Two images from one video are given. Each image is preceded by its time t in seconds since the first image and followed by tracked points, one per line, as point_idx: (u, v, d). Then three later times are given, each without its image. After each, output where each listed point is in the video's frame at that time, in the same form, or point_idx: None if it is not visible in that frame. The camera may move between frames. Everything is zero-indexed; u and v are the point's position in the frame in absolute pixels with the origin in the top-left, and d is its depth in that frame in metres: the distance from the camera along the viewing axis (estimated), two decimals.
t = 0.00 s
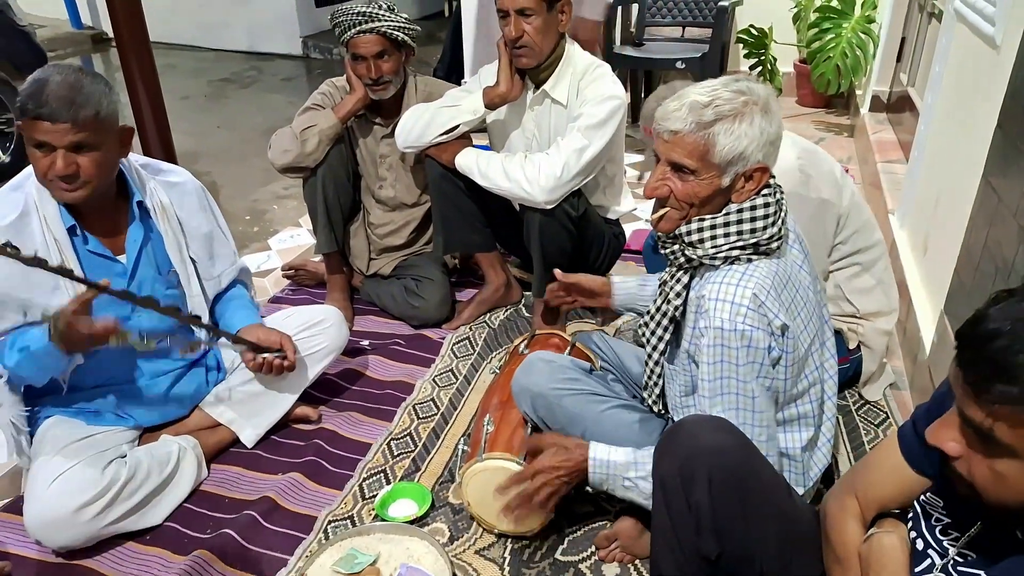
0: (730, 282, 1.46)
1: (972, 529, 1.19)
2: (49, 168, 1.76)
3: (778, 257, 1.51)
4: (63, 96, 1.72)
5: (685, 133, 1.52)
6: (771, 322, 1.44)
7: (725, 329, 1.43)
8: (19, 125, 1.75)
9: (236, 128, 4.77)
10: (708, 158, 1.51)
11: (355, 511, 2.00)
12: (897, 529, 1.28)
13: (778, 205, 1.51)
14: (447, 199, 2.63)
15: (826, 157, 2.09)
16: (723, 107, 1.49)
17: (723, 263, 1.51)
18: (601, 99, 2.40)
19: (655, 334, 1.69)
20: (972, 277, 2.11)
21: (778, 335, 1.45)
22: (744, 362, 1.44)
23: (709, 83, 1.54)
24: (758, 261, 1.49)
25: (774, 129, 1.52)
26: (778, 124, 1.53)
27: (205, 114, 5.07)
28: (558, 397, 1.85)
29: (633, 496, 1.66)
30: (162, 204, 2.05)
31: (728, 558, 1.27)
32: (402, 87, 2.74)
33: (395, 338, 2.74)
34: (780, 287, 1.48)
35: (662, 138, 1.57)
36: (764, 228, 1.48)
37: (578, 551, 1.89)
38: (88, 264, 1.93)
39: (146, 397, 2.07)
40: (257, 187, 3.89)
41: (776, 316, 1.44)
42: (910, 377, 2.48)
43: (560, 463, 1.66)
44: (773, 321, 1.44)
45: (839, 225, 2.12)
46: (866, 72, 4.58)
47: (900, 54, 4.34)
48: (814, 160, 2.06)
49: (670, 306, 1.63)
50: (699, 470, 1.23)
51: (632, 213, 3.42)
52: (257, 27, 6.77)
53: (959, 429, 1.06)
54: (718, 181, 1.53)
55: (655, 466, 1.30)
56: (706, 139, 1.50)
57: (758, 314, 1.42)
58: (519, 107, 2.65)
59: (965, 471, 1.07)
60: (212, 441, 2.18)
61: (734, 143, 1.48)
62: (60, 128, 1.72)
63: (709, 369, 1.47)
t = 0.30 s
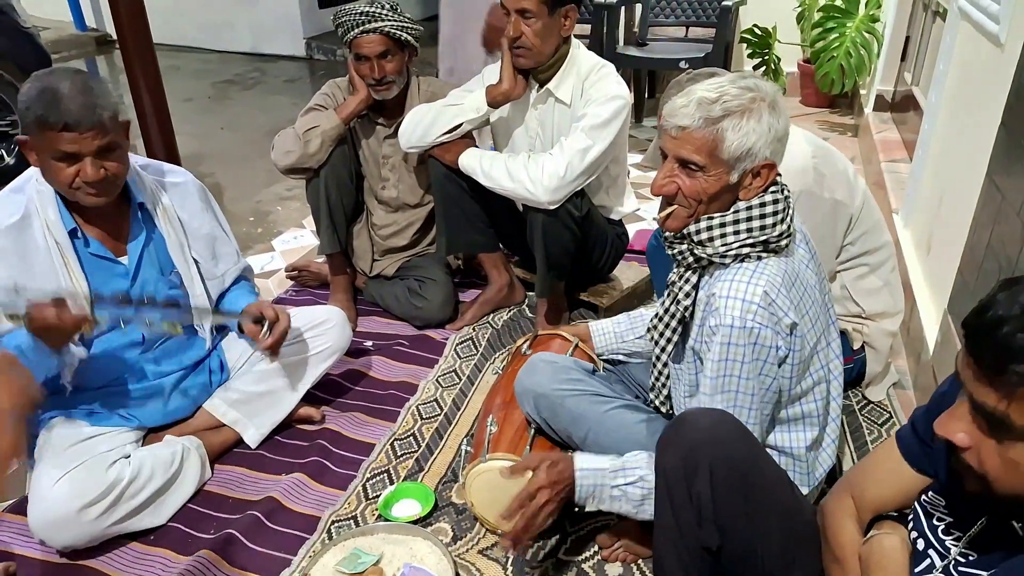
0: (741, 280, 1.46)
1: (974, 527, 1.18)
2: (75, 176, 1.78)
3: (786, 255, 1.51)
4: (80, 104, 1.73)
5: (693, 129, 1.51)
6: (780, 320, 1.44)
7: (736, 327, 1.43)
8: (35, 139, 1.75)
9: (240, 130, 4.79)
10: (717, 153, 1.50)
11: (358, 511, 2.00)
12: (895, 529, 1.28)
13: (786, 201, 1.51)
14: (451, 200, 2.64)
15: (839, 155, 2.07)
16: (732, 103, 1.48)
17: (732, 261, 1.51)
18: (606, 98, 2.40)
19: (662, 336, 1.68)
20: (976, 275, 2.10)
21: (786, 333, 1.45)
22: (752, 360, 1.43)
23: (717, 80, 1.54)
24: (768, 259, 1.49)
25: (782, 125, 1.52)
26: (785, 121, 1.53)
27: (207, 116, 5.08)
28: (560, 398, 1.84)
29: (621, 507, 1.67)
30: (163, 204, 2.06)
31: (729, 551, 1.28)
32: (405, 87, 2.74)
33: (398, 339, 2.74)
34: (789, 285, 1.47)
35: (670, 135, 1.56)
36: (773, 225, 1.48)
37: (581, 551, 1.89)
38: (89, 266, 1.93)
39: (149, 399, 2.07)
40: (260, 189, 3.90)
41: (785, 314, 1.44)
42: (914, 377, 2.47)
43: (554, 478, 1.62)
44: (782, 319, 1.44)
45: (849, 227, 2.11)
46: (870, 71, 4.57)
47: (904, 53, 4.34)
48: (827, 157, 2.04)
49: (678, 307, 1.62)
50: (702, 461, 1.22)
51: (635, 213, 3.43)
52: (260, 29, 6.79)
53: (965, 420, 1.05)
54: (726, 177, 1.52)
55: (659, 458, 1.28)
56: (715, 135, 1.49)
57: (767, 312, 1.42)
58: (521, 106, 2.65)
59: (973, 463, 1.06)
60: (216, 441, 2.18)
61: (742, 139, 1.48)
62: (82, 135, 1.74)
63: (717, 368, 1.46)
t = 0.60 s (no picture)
0: (736, 281, 1.46)
1: (980, 524, 1.16)
2: (80, 175, 1.78)
3: (783, 254, 1.51)
4: (79, 101, 1.74)
5: (687, 131, 1.51)
6: (778, 320, 1.43)
7: (732, 328, 1.43)
8: (35, 140, 1.75)
9: (242, 128, 4.79)
10: (711, 155, 1.50)
11: (361, 509, 2.01)
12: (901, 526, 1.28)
13: (781, 201, 1.50)
14: (453, 198, 2.64)
15: (859, 159, 2.06)
16: (726, 103, 1.48)
17: (728, 262, 1.51)
18: (612, 95, 2.40)
19: (662, 337, 1.69)
20: (982, 272, 2.09)
21: (785, 333, 1.44)
22: (750, 361, 1.43)
23: (711, 80, 1.53)
24: (764, 259, 1.48)
25: (777, 125, 1.51)
26: (781, 120, 1.52)
27: (210, 115, 5.09)
28: (562, 395, 1.85)
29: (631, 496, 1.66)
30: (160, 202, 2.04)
31: (730, 547, 1.25)
32: (406, 85, 2.74)
33: (400, 337, 2.74)
34: (786, 284, 1.47)
35: (664, 137, 1.56)
36: (768, 225, 1.47)
37: (584, 549, 1.89)
38: (90, 265, 1.93)
39: (151, 397, 2.07)
40: (263, 187, 3.90)
41: (783, 314, 1.44)
42: (920, 374, 2.47)
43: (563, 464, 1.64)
44: (780, 319, 1.44)
45: (863, 228, 2.11)
46: (876, 67, 4.56)
47: (910, 49, 4.33)
48: (847, 158, 2.04)
49: (676, 308, 1.63)
50: (703, 454, 1.22)
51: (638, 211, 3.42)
52: (262, 27, 6.80)
53: (988, 406, 1.03)
54: (722, 179, 1.52)
55: (660, 454, 1.30)
56: (709, 136, 1.49)
57: (764, 312, 1.42)
58: (524, 98, 2.64)
59: (993, 449, 1.05)
60: (219, 440, 2.18)
61: (737, 140, 1.48)
62: (85, 134, 1.74)
63: (716, 369, 1.46)
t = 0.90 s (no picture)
0: (743, 289, 1.45)
1: (991, 527, 1.17)
2: (100, 168, 1.79)
3: (791, 260, 1.50)
4: (103, 94, 1.76)
5: (685, 150, 1.51)
6: (786, 327, 1.43)
7: (740, 337, 1.43)
8: (54, 133, 1.76)
9: (251, 125, 4.81)
10: (712, 170, 1.49)
11: (368, 505, 2.01)
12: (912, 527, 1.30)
13: (787, 206, 1.50)
14: (462, 195, 2.64)
15: (884, 163, 2.07)
16: (723, 117, 1.47)
17: (734, 271, 1.51)
18: (625, 95, 2.40)
19: (670, 341, 1.70)
20: (993, 274, 2.09)
21: (793, 340, 1.44)
22: (760, 368, 1.43)
23: (706, 90, 1.53)
24: (771, 266, 1.48)
25: (777, 129, 1.50)
26: (781, 124, 1.52)
27: (219, 112, 5.11)
28: (569, 394, 1.85)
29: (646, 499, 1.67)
30: (175, 200, 2.05)
31: (739, 543, 1.24)
32: (416, 83, 2.74)
33: (407, 334, 2.75)
34: (794, 291, 1.47)
35: (664, 156, 1.56)
36: (774, 232, 1.47)
37: (590, 548, 1.89)
38: (102, 261, 1.94)
39: (164, 391, 2.08)
40: (272, 184, 3.92)
41: (791, 321, 1.43)
42: (927, 376, 2.46)
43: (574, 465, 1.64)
44: (788, 326, 1.43)
45: (885, 232, 2.10)
46: (885, 68, 4.55)
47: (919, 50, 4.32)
48: (865, 158, 2.04)
49: (684, 313, 1.63)
50: (711, 453, 1.23)
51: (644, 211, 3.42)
52: (271, 25, 6.82)
53: (1006, 406, 1.03)
54: (726, 190, 1.51)
55: (668, 450, 1.29)
56: (708, 153, 1.48)
57: (772, 319, 1.42)
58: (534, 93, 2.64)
59: (1009, 452, 1.04)
60: (227, 435, 2.19)
61: (737, 153, 1.46)
62: (105, 127, 1.76)
63: (725, 377, 1.46)
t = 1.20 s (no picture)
0: (755, 297, 1.45)
1: (1000, 534, 1.16)
2: (111, 167, 1.81)
3: (803, 267, 1.50)
4: (113, 95, 1.78)
5: (695, 158, 1.51)
6: (800, 335, 1.43)
7: (754, 346, 1.42)
8: (68, 133, 1.78)
9: (263, 125, 4.84)
10: (724, 178, 1.49)
11: (376, 505, 2.02)
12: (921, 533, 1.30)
13: (798, 213, 1.49)
14: (472, 197, 2.65)
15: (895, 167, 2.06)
16: (732, 125, 1.47)
17: (746, 279, 1.50)
18: (633, 96, 2.40)
19: (680, 349, 1.69)
20: (1006, 279, 2.07)
21: (807, 348, 1.44)
22: (773, 377, 1.43)
23: (715, 97, 1.53)
24: (783, 273, 1.48)
25: (787, 135, 1.51)
26: (789, 129, 1.52)
27: (232, 111, 5.14)
28: (577, 395, 1.85)
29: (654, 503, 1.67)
30: (186, 199, 2.07)
31: (745, 546, 1.22)
32: (427, 84, 2.75)
33: (416, 334, 2.76)
34: (807, 299, 1.46)
35: (673, 165, 1.56)
36: (786, 239, 1.46)
37: (598, 550, 1.89)
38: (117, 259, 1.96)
39: (173, 391, 2.11)
40: (284, 184, 3.94)
41: (805, 329, 1.43)
42: (939, 381, 2.45)
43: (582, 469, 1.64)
44: (802, 334, 1.43)
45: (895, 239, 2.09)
46: (898, 70, 4.52)
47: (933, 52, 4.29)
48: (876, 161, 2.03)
49: (694, 321, 1.63)
50: (719, 456, 1.22)
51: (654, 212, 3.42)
52: (283, 25, 6.85)
53: (1020, 417, 1.02)
54: (737, 199, 1.51)
55: (677, 451, 1.31)
56: (719, 161, 1.48)
57: (786, 328, 1.42)
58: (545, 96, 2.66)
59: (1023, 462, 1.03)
60: (237, 433, 2.21)
61: (749, 160, 1.46)
62: (115, 126, 1.78)
63: (738, 387, 1.46)
